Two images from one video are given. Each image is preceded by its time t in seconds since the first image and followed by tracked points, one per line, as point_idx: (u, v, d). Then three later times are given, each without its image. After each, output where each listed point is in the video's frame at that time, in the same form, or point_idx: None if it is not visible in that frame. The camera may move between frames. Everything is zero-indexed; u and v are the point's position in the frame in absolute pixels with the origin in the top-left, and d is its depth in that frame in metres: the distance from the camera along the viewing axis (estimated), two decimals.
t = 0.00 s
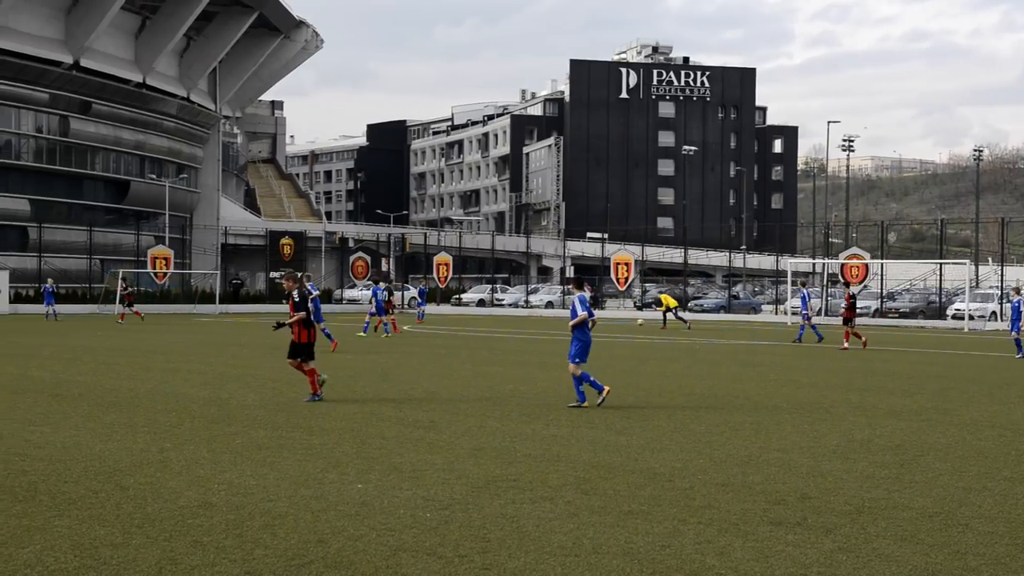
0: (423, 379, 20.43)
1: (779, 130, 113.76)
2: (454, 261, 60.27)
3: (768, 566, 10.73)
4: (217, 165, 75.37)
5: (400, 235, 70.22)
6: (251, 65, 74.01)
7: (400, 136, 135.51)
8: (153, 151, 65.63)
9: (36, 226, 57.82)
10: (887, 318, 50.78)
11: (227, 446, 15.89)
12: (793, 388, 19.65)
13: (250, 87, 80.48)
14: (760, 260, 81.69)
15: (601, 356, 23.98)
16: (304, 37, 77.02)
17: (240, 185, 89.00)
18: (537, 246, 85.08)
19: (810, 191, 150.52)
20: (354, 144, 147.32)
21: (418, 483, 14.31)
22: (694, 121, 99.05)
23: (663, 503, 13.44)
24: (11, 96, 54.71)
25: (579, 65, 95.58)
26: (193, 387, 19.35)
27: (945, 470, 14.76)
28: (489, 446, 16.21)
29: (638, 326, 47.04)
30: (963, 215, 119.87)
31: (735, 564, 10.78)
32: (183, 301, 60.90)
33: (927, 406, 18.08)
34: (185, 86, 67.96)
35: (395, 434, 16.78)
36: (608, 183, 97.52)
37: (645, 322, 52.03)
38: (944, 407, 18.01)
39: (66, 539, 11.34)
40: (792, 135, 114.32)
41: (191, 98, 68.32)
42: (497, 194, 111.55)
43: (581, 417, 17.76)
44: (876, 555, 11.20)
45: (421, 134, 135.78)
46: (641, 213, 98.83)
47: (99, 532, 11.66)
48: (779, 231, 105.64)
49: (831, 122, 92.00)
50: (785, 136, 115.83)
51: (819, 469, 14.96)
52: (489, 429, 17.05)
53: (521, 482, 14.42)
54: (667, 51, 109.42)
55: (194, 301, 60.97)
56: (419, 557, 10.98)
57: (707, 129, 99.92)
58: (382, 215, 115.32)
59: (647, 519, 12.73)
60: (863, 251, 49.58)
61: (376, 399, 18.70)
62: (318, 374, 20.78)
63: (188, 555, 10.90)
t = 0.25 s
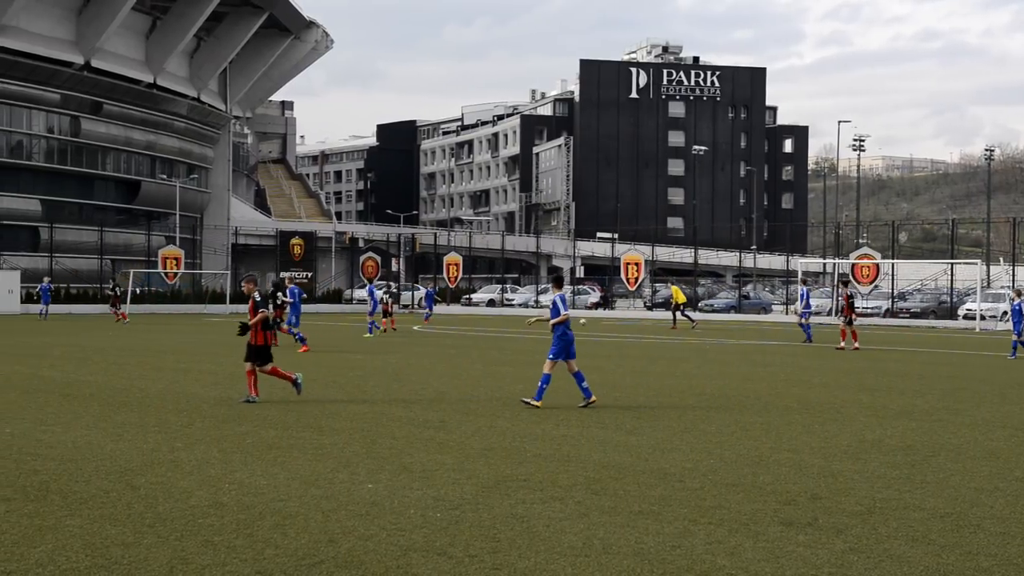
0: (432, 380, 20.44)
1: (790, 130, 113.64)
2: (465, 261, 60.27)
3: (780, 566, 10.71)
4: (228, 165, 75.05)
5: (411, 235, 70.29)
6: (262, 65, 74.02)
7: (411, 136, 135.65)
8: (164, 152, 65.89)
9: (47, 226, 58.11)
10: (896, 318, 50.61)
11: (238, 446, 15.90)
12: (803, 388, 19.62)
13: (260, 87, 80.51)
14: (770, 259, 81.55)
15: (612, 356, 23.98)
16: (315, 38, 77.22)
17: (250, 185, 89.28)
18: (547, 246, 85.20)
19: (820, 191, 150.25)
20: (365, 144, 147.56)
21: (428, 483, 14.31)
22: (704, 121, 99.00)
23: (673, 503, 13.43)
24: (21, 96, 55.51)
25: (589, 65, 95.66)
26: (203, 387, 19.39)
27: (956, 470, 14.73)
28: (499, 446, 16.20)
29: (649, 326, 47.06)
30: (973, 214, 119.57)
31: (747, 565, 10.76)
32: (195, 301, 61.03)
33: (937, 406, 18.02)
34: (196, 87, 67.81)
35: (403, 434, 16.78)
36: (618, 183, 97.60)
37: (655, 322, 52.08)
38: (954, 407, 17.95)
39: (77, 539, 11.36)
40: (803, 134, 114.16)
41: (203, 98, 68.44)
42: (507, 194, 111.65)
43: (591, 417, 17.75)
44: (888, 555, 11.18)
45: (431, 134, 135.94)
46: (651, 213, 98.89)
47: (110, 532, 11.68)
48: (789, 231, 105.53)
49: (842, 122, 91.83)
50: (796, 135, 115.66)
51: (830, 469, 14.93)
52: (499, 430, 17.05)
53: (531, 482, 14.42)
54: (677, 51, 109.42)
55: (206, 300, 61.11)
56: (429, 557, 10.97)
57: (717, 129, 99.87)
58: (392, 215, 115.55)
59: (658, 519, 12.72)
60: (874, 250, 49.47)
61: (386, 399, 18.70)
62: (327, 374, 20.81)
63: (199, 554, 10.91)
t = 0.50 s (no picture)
0: (457, 379, 20.44)
1: (814, 129, 113.48)
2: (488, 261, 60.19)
3: (806, 567, 10.68)
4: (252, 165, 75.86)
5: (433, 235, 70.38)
6: (285, 66, 74.24)
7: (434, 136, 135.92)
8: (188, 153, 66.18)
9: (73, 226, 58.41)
10: (921, 319, 50.45)
11: (263, 446, 15.92)
12: (829, 388, 19.57)
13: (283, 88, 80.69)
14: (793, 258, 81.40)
15: (639, 357, 23.97)
16: (338, 38, 77.31)
17: (273, 185, 89.73)
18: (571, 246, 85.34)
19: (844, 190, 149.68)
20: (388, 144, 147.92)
21: (453, 483, 14.32)
22: (727, 121, 98.95)
23: (698, 504, 13.41)
24: (45, 97, 55.88)
25: (613, 65, 95.85)
26: (229, 387, 19.46)
27: (983, 471, 14.66)
28: (524, 446, 16.20)
29: (678, 326, 47.06)
30: (996, 213, 118.94)
31: (773, 566, 10.72)
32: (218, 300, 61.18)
33: (964, 407, 17.94)
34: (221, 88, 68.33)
35: (427, 434, 16.80)
36: (641, 183, 97.67)
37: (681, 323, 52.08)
38: (982, 408, 17.88)
39: (104, 537, 11.39)
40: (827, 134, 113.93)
41: (226, 99, 68.65)
42: (530, 195, 111.73)
43: (616, 417, 17.73)
44: (914, 556, 11.13)
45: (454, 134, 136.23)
46: (675, 213, 98.93)
47: (136, 531, 11.71)
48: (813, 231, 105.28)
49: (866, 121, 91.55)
50: (821, 135, 115.49)
51: (855, 470, 14.89)
52: (524, 430, 17.05)
53: (557, 482, 14.41)
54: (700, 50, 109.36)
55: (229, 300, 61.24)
56: (454, 557, 10.96)
57: (741, 128, 99.80)
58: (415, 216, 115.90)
59: (683, 519, 12.70)
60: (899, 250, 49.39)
61: (410, 400, 18.71)
62: (353, 374, 20.85)
63: (225, 554, 10.92)
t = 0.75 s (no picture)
0: (502, 380, 20.46)
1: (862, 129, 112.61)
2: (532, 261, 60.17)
3: (856, 569, 10.58)
4: (297, 167, 76.37)
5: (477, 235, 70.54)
6: (330, 68, 74.67)
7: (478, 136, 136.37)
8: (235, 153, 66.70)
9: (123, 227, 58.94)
10: (971, 319, 49.97)
11: (309, 445, 15.99)
12: (878, 389, 19.42)
13: (330, 90, 81.09)
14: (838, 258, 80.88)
15: (686, 357, 23.92)
16: (382, 39, 77.56)
17: (319, 186, 90.49)
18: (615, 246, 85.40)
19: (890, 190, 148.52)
20: (432, 144, 148.56)
21: (499, 483, 14.32)
22: (774, 120, 98.45)
23: (744, 505, 13.33)
24: (93, 99, 56.53)
25: (658, 64, 95.71)
26: (274, 386, 19.59)
27: None
28: (569, 447, 16.19)
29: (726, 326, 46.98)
30: None
31: (823, 568, 10.63)
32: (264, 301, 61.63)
33: (1014, 409, 17.73)
34: (267, 89, 68.97)
35: (471, 433, 16.82)
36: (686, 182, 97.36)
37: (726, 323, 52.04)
38: None
39: (153, 534, 11.46)
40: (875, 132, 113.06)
41: (271, 100, 69.15)
42: (574, 194, 111.78)
43: (662, 418, 17.70)
44: (965, 559, 11.00)
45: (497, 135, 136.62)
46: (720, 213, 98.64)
47: (184, 528, 11.78)
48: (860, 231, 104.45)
49: (914, 120, 90.73)
50: (869, 134, 114.67)
51: (904, 472, 14.76)
52: (571, 430, 17.03)
53: (603, 482, 14.38)
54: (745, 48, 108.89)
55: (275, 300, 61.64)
56: (500, 557, 10.95)
57: (787, 127, 99.28)
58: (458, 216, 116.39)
59: (729, 520, 12.64)
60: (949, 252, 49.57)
61: (455, 400, 18.74)
62: (398, 374, 20.93)
63: (272, 551, 10.97)
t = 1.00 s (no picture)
0: (534, 380, 20.44)
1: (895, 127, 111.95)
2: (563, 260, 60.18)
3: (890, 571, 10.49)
4: (329, 167, 76.78)
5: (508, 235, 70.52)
6: (362, 68, 74.94)
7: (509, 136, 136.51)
8: (267, 154, 67.03)
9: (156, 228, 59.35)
10: (1006, 319, 49.58)
11: (340, 445, 16.02)
12: (913, 389, 19.28)
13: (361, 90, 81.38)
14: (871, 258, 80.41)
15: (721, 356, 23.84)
16: (415, 40, 77.65)
17: (350, 187, 90.90)
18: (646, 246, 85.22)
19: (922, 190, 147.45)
20: (463, 144, 148.87)
21: (530, 483, 14.31)
22: (806, 119, 98.00)
23: (777, 505, 13.26)
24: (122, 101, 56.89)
25: (690, 63, 95.43)
26: (304, 386, 19.66)
27: None
28: (601, 447, 16.15)
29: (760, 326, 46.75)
30: None
31: (857, 569, 10.55)
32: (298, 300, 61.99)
33: None
34: (298, 89, 69.28)
35: (502, 434, 16.81)
36: (718, 182, 97.05)
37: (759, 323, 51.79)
38: None
39: (187, 533, 11.50)
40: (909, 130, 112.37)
41: (303, 100, 69.46)
42: (605, 194, 111.69)
43: (694, 418, 17.64)
44: (1001, 561, 10.89)
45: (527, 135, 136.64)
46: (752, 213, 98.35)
47: (216, 527, 11.83)
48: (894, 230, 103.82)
49: (950, 119, 90.09)
50: (903, 132, 113.95)
51: (938, 472, 14.63)
52: (602, 430, 17.00)
53: (635, 483, 14.34)
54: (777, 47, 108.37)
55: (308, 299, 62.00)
56: (531, 557, 10.94)
57: (820, 126, 98.78)
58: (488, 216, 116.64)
59: (761, 521, 12.56)
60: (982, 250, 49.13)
61: (485, 400, 18.74)
62: (429, 374, 20.94)
63: (304, 550, 11.00)
